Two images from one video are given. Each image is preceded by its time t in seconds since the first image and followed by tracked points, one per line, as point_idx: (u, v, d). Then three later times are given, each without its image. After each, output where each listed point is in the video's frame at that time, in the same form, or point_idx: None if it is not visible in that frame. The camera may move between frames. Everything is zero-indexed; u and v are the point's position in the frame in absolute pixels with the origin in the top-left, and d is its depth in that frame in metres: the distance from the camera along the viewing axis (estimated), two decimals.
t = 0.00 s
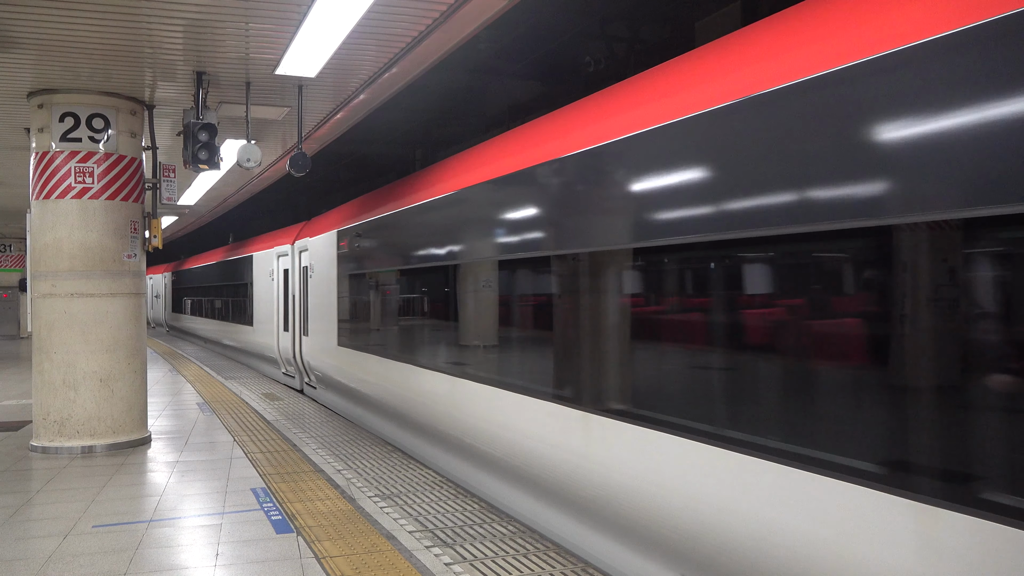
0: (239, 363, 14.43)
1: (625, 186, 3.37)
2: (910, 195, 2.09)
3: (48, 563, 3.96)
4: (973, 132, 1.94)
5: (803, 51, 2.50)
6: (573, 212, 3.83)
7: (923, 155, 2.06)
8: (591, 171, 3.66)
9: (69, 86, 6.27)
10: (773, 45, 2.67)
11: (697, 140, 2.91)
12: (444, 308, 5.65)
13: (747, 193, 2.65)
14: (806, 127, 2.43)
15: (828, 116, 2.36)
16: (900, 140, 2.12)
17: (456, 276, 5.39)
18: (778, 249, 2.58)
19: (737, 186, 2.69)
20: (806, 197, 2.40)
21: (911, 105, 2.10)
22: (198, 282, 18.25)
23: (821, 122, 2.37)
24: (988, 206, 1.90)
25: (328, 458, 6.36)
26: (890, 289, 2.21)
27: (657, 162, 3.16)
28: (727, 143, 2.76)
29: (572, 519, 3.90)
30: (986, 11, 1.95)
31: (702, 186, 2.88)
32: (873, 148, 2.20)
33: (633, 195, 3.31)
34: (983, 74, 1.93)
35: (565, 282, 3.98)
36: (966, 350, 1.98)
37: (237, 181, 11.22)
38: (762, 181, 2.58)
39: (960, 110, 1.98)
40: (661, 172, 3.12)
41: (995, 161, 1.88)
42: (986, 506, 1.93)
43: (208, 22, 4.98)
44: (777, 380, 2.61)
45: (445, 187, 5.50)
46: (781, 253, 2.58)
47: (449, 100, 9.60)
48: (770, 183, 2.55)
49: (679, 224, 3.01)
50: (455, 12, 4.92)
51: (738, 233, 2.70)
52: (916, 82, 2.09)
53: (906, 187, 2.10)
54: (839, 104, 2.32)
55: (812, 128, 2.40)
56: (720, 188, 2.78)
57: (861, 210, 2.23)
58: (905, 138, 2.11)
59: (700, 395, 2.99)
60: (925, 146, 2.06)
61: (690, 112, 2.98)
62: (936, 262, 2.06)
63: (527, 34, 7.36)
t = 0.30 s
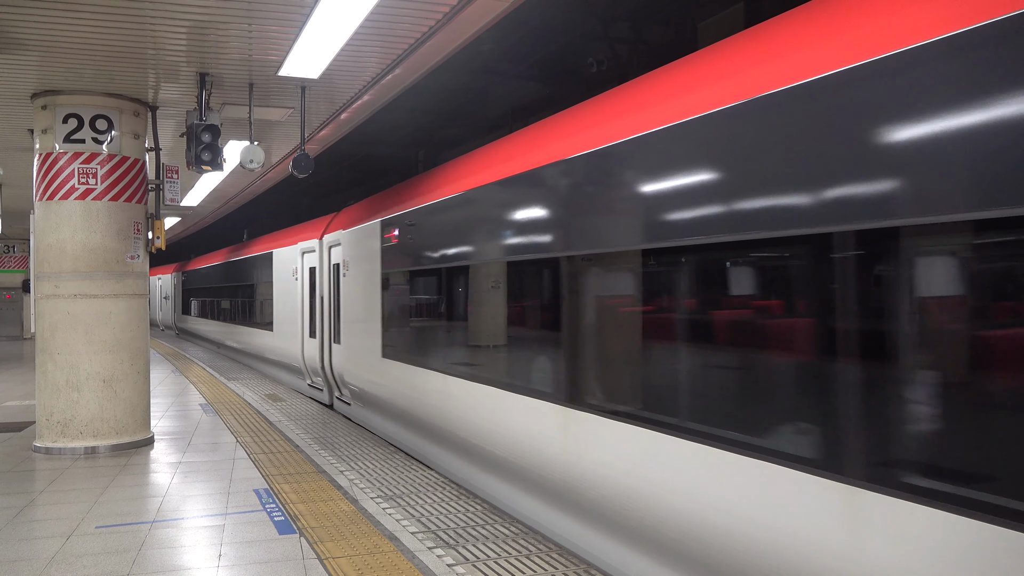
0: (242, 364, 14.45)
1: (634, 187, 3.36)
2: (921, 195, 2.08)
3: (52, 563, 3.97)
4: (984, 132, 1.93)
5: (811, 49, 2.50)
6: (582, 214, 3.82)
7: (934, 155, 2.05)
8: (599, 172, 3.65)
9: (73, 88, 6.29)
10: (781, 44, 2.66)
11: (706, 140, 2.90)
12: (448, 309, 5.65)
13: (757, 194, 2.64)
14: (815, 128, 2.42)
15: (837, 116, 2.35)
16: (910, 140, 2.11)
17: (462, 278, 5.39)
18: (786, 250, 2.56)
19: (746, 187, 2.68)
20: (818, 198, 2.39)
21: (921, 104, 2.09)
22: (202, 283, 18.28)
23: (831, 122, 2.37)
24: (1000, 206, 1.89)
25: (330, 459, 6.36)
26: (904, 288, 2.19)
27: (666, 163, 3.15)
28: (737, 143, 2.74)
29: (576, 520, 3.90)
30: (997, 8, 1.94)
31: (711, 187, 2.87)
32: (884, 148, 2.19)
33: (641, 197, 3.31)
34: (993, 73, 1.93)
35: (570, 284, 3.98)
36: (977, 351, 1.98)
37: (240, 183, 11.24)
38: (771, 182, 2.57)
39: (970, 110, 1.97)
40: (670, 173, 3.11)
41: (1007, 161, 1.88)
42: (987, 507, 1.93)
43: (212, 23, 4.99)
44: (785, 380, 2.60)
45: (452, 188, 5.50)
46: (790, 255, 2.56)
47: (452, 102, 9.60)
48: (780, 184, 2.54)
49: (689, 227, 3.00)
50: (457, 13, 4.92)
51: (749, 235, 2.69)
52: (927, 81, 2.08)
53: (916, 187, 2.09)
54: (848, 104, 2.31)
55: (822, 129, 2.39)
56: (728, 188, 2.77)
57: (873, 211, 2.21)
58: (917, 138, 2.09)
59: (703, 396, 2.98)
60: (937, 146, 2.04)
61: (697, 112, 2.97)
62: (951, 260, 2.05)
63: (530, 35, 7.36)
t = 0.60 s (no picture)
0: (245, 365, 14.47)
1: (645, 187, 3.36)
2: (936, 195, 2.08)
3: (54, 563, 3.97)
4: (998, 132, 1.93)
5: (823, 49, 2.50)
6: (592, 214, 3.82)
7: (948, 155, 2.05)
8: (610, 172, 3.66)
9: (76, 89, 6.30)
10: (791, 44, 2.66)
11: (717, 141, 2.90)
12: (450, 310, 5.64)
13: (769, 195, 2.63)
14: (826, 128, 2.42)
15: (849, 117, 2.34)
16: (924, 141, 2.11)
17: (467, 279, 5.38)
18: (795, 250, 2.55)
19: (758, 188, 2.68)
20: (831, 198, 2.38)
21: (935, 104, 2.09)
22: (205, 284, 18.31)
23: (843, 122, 2.36)
24: (1014, 207, 1.88)
25: (332, 460, 6.35)
26: (915, 289, 2.17)
27: (676, 163, 3.14)
28: (748, 142, 2.74)
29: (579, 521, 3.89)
30: (1010, 8, 1.94)
31: (722, 188, 2.86)
32: (897, 149, 2.18)
33: (651, 198, 3.30)
34: (1006, 73, 1.92)
35: (577, 285, 3.98)
36: (987, 353, 1.97)
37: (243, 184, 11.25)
38: (784, 182, 2.57)
39: (984, 110, 1.97)
40: (681, 173, 3.11)
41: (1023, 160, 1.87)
42: (986, 509, 1.94)
43: (215, 25, 4.99)
44: (791, 381, 2.59)
45: (459, 189, 5.50)
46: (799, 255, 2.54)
47: (455, 102, 9.60)
48: (792, 185, 2.53)
49: (700, 228, 2.99)
50: (460, 15, 4.92)
51: (761, 235, 2.68)
52: (941, 81, 2.08)
53: (931, 187, 2.09)
54: (859, 104, 2.31)
55: (834, 129, 2.39)
56: (740, 189, 2.76)
57: (886, 212, 2.21)
58: (931, 138, 2.09)
59: (708, 397, 2.98)
60: (951, 146, 2.04)
61: (708, 112, 2.97)
62: (961, 261, 2.04)
63: (532, 36, 7.36)
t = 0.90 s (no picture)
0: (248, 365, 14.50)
1: (651, 188, 3.36)
2: (948, 195, 2.08)
3: (57, 563, 3.98)
4: (1009, 132, 1.92)
5: (832, 49, 2.49)
6: (599, 215, 3.83)
7: (961, 155, 2.05)
8: (617, 173, 3.66)
9: (79, 89, 6.31)
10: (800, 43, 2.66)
11: (727, 141, 2.90)
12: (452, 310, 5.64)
13: (780, 196, 2.63)
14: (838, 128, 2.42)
15: (859, 117, 2.34)
16: (937, 140, 2.11)
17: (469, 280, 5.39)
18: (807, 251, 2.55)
19: (769, 188, 2.68)
20: (842, 199, 2.38)
21: (947, 105, 2.09)
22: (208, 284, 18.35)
23: (854, 123, 2.36)
24: None
25: (334, 461, 6.36)
26: (926, 289, 2.16)
27: (686, 164, 3.15)
28: (758, 143, 2.74)
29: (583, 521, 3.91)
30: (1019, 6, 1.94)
31: (733, 188, 2.86)
32: (909, 149, 2.18)
33: (661, 198, 3.31)
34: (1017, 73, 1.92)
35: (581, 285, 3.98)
36: (997, 354, 1.97)
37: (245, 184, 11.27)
38: (795, 183, 2.57)
39: (995, 109, 1.97)
40: (692, 174, 3.11)
41: None
42: (992, 509, 1.95)
43: (218, 25, 4.99)
44: (799, 381, 2.60)
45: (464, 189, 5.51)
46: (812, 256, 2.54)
47: (457, 103, 9.60)
48: (803, 185, 2.53)
49: (711, 229, 3.00)
50: (462, 15, 4.92)
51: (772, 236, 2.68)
52: (952, 81, 2.08)
53: (944, 188, 2.09)
54: (870, 104, 2.31)
55: (845, 129, 2.39)
56: (751, 189, 2.77)
57: (899, 212, 2.21)
58: (942, 139, 2.09)
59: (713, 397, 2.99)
60: (963, 146, 2.04)
61: (718, 113, 2.97)
62: (973, 263, 2.04)
63: (534, 37, 7.35)
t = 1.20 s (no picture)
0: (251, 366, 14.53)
1: (651, 185, 3.33)
2: (964, 195, 2.07)
3: (61, 563, 3.98)
4: None
5: (848, 51, 2.49)
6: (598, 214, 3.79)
7: (977, 154, 2.04)
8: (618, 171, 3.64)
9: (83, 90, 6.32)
10: (817, 45, 2.66)
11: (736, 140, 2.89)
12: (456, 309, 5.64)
13: (792, 195, 2.62)
14: (850, 128, 2.41)
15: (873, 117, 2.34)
16: (953, 140, 2.10)
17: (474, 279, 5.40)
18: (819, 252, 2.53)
19: (781, 187, 2.67)
20: (856, 199, 2.38)
21: (963, 105, 2.08)
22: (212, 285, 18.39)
23: (868, 123, 2.36)
24: None
25: (338, 460, 6.36)
26: (941, 289, 2.14)
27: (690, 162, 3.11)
28: (770, 142, 2.73)
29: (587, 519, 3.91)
30: None
31: (741, 187, 2.84)
32: (925, 149, 2.17)
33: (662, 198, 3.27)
34: None
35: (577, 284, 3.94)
36: (1009, 353, 1.96)
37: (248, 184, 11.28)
38: (807, 182, 2.56)
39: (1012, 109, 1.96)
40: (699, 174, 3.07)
41: None
42: (999, 507, 1.95)
43: (221, 26, 5.00)
44: (807, 380, 2.59)
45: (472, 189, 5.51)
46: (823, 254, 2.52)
47: (460, 103, 9.60)
48: (815, 185, 2.52)
49: (715, 228, 2.96)
50: (466, 14, 4.91)
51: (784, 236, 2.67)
52: (969, 80, 2.07)
53: (960, 188, 2.08)
54: (885, 104, 2.30)
55: (859, 128, 2.38)
56: (761, 189, 2.75)
57: (914, 212, 2.20)
58: (958, 139, 2.08)
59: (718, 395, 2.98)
60: (979, 146, 2.03)
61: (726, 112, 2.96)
62: (989, 263, 2.02)
63: (536, 36, 7.34)
